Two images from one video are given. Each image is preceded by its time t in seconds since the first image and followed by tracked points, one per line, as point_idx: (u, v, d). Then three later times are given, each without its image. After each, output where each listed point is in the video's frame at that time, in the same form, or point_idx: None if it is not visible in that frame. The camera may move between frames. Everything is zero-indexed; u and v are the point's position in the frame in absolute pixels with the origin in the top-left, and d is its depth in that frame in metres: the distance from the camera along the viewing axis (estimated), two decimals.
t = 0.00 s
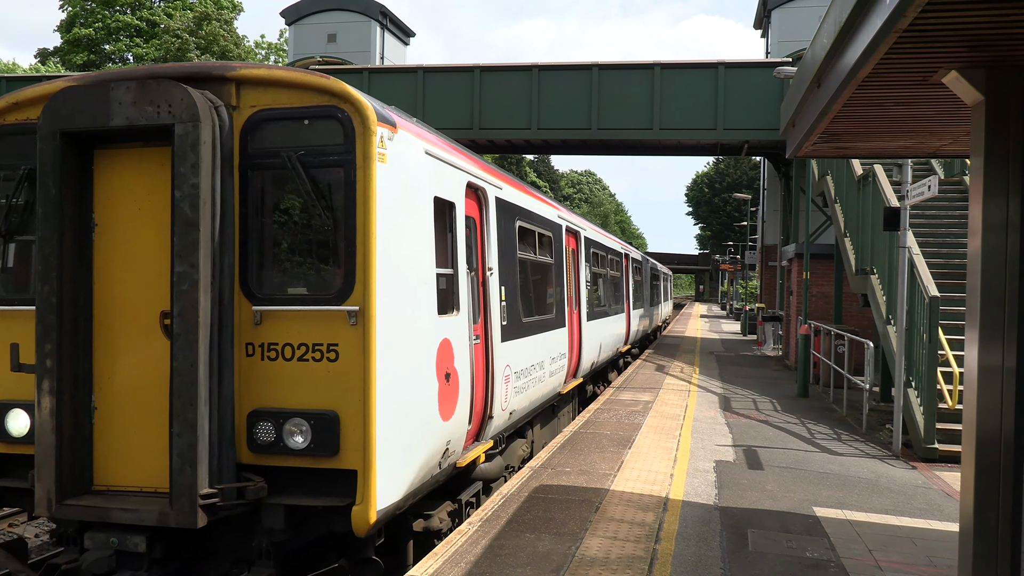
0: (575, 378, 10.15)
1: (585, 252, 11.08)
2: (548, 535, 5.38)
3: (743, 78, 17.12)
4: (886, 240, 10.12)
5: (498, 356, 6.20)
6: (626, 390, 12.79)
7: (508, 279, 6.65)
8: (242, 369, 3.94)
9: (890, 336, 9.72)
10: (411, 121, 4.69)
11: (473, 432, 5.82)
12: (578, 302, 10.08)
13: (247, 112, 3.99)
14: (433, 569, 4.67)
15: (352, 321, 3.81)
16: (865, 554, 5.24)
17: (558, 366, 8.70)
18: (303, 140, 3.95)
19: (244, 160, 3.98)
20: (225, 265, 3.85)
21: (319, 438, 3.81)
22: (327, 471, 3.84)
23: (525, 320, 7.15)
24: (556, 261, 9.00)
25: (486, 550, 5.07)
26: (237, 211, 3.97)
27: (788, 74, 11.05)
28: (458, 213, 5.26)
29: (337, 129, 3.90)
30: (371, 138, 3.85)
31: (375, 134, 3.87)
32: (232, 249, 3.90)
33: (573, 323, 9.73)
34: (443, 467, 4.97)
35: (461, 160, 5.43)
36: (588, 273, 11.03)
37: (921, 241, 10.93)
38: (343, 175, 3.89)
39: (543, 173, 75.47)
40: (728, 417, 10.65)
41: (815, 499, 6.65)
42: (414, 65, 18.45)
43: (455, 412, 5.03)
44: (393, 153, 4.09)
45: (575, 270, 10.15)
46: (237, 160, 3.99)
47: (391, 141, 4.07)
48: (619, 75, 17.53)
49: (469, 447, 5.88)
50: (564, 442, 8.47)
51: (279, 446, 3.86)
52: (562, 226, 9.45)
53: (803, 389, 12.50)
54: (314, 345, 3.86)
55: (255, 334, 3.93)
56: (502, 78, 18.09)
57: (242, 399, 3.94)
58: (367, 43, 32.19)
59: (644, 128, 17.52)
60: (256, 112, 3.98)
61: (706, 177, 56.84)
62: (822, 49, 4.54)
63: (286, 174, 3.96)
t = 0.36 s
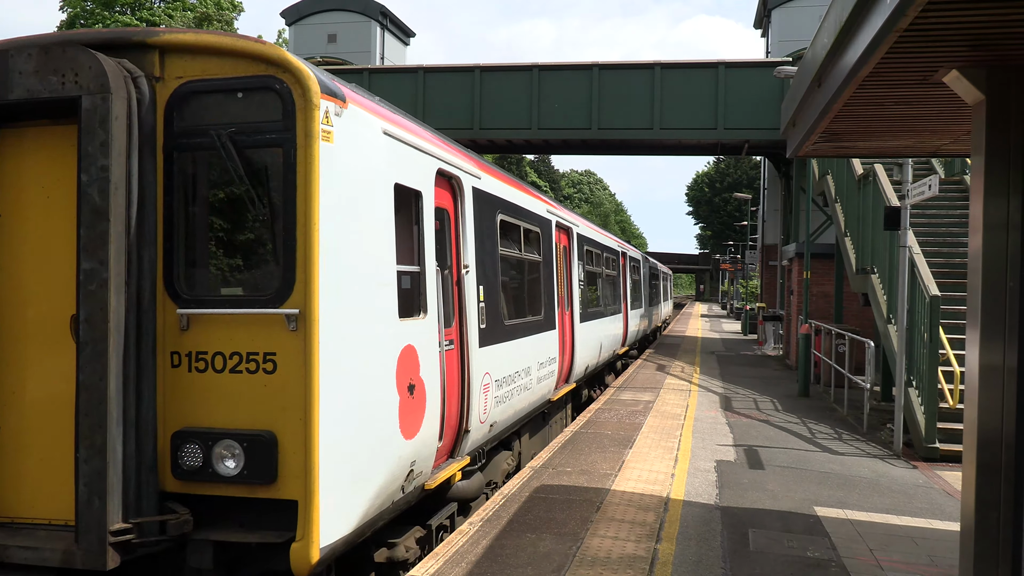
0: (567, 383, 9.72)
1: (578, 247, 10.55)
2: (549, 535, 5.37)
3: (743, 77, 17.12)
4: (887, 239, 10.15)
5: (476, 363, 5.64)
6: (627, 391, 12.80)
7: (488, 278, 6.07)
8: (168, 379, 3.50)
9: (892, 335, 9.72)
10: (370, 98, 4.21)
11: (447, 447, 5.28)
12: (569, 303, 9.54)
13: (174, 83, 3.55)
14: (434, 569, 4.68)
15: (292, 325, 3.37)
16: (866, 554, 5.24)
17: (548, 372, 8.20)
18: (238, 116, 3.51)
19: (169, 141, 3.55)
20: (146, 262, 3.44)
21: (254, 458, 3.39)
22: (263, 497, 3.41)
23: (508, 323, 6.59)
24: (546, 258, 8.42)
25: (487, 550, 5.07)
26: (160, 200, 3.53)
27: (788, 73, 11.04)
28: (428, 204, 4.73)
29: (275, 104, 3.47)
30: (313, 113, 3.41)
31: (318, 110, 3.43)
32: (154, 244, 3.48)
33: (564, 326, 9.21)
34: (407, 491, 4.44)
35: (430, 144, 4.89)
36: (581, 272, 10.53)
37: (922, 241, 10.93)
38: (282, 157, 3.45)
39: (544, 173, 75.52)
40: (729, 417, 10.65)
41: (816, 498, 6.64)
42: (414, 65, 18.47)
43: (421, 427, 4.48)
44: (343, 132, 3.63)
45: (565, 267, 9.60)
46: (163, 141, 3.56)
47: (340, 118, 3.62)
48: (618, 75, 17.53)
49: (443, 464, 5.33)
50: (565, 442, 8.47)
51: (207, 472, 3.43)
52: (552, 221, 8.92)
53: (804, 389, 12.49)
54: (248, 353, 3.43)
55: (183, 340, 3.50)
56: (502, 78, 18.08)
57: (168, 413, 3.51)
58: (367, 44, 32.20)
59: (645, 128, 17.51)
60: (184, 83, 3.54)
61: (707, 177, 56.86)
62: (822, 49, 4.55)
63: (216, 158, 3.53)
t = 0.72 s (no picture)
0: (557, 390, 9.22)
1: (568, 246, 9.93)
2: (550, 535, 5.37)
3: (743, 78, 17.13)
4: (887, 239, 10.15)
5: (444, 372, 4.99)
6: (627, 390, 12.81)
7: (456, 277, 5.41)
8: (52, 401, 2.86)
9: (892, 335, 9.72)
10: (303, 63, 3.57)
11: (409, 470, 4.64)
12: (556, 305, 8.94)
13: (60, 40, 2.89)
14: (434, 569, 4.68)
15: (198, 338, 2.74)
16: (867, 554, 5.25)
17: (534, 379, 7.60)
18: (136, 76, 2.86)
19: (55, 108, 2.91)
20: (23, 255, 2.80)
21: (151, 497, 2.75)
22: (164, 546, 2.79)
23: (484, 327, 5.95)
24: (529, 256, 7.77)
25: (487, 550, 5.07)
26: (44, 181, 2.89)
27: (789, 73, 11.05)
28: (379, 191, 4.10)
29: (179, 63, 2.81)
30: (224, 76, 2.78)
31: (230, 71, 2.81)
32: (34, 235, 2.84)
33: (551, 330, 8.62)
34: (353, 525, 3.83)
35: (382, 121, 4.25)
36: (571, 271, 9.96)
37: (922, 241, 10.94)
38: (188, 128, 2.81)
39: (544, 173, 75.60)
40: (729, 417, 10.65)
41: (817, 498, 6.64)
42: (414, 65, 18.49)
43: (371, 450, 3.84)
44: (263, 98, 3.02)
45: (552, 267, 9.00)
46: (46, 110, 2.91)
47: (261, 82, 3.01)
48: (618, 76, 17.52)
49: (404, 489, 4.69)
50: (565, 442, 8.46)
51: (96, 513, 2.79)
52: (539, 215, 8.27)
53: (804, 389, 12.50)
54: (145, 371, 2.78)
55: (68, 354, 2.85)
56: (502, 79, 18.08)
57: (51, 443, 2.86)
58: (367, 44, 32.25)
59: (645, 128, 17.51)
60: (70, 40, 2.88)
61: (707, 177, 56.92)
62: (822, 49, 4.55)
63: (111, 130, 2.89)
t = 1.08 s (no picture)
0: (544, 399, 8.52)
1: (555, 243, 9.08)
2: (550, 535, 5.38)
3: (742, 78, 17.13)
4: (886, 239, 10.15)
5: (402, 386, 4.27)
6: (627, 391, 12.83)
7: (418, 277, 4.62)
8: None
9: (892, 335, 9.72)
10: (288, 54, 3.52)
11: (354, 502, 3.94)
12: (542, 309, 8.13)
13: None
14: (434, 569, 4.68)
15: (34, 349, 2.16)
16: (868, 554, 5.25)
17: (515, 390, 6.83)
18: None
19: None
20: None
21: None
22: None
23: (451, 334, 5.14)
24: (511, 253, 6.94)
25: (487, 551, 5.07)
26: None
27: (788, 73, 11.05)
28: (311, 172, 3.41)
29: None
30: (68, 9, 2.21)
31: (79, 6, 2.23)
32: None
33: (536, 336, 7.83)
34: None
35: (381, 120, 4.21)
36: (559, 270, 9.16)
37: (921, 241, 10.95)
38: (25, 81, 2.26)
39: (544, 173, 75.65)
40: (729, 417, 10.66)
41: (817, 498, 6.64)
42: (414, 66, 18.49)
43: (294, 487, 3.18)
44: (129, 43, 2.40)
45: (537, 266, 8.17)
46: None
47: (127, 23, 2.40)
48: (618, 76, 17.52)
49: (349, 525, 3.98)
50: (565, 442, 8.46)
51: None
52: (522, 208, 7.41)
53: (805, 389, 12.51)
54: None
55: None
56: (502, 79, 18.08)
57: None
58: (366, 44, 32.27)
59: (645, 128, 17.51)
60: None
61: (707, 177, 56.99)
62: (822, 49, 4.54)
63: None
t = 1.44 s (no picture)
0: (528, 410, 7.70)
1: (540, 239, 8.22)
2: (549, 536, 5.38)
3: (741, 78, 17.13)
4: (886, 240, 10.16)
5: (333, 406, 3.51)
6: (627, 391, 12.84)
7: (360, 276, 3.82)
8: None
9: (892, 335, 9.72)
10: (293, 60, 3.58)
11: (265, 551, 3.21)
12: (522, 311, 7.28)
13: None
14: (434, 569, 4.69)
15: None
16: (868, 554, 5.24)
17: (490, 404, 6.02)
18: None
19: None
20: None
21: None
22: None
23: (405, 341, 4.33)
24: (484, 250, 6.06)
25: (487, 551, 5.07)
26: None
27: (787, 73, 11.06)
28: (187, 138, 2.70)
29: None
30: None
31: None
32: None
33: (517, 341, 6.99)
34: None
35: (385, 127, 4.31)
36: (544, 269, 8.31)
37: (921, 240, 10.95)
38: None
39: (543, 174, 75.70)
40: (729, 417, 10.66)
41: (817, 498, 6.64)
42: (413, 67, 18.51)
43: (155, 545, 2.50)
44: None
45: (518, 264, 7.31)
46: None
47: None
48: (617, 76, 17.52)
49: None
50: (564, 443, 8.45)
51: None
52: (498, 198, 6.53)
53: (805, 389, 12.51)
54: None
55: None
56: (501, 79, 18.07)
57: None
58: (366, 44, 32.28)
59: (644, 129, 17.51)
60: None
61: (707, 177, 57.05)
62: (821, 49, 4.54)
63: None
